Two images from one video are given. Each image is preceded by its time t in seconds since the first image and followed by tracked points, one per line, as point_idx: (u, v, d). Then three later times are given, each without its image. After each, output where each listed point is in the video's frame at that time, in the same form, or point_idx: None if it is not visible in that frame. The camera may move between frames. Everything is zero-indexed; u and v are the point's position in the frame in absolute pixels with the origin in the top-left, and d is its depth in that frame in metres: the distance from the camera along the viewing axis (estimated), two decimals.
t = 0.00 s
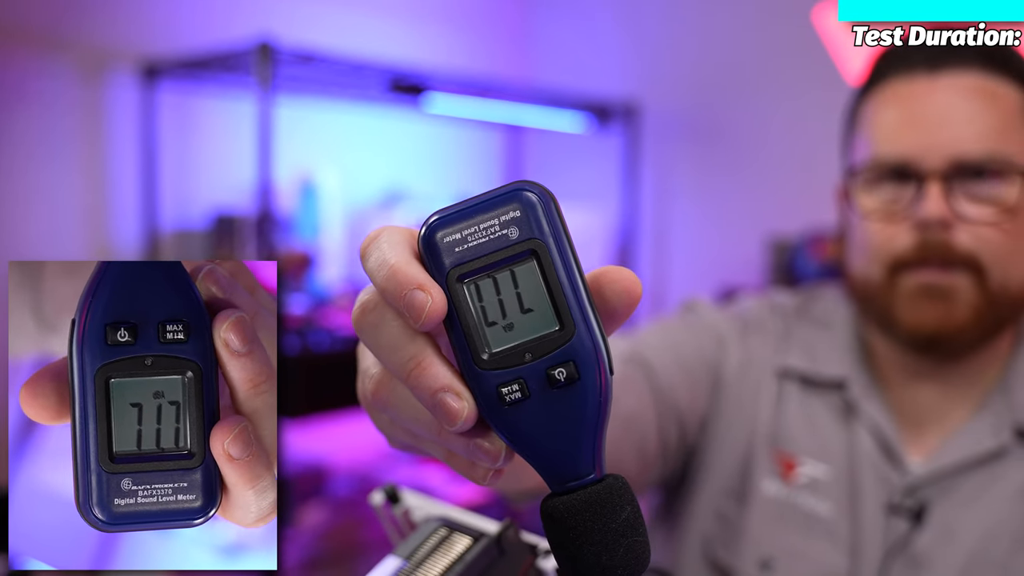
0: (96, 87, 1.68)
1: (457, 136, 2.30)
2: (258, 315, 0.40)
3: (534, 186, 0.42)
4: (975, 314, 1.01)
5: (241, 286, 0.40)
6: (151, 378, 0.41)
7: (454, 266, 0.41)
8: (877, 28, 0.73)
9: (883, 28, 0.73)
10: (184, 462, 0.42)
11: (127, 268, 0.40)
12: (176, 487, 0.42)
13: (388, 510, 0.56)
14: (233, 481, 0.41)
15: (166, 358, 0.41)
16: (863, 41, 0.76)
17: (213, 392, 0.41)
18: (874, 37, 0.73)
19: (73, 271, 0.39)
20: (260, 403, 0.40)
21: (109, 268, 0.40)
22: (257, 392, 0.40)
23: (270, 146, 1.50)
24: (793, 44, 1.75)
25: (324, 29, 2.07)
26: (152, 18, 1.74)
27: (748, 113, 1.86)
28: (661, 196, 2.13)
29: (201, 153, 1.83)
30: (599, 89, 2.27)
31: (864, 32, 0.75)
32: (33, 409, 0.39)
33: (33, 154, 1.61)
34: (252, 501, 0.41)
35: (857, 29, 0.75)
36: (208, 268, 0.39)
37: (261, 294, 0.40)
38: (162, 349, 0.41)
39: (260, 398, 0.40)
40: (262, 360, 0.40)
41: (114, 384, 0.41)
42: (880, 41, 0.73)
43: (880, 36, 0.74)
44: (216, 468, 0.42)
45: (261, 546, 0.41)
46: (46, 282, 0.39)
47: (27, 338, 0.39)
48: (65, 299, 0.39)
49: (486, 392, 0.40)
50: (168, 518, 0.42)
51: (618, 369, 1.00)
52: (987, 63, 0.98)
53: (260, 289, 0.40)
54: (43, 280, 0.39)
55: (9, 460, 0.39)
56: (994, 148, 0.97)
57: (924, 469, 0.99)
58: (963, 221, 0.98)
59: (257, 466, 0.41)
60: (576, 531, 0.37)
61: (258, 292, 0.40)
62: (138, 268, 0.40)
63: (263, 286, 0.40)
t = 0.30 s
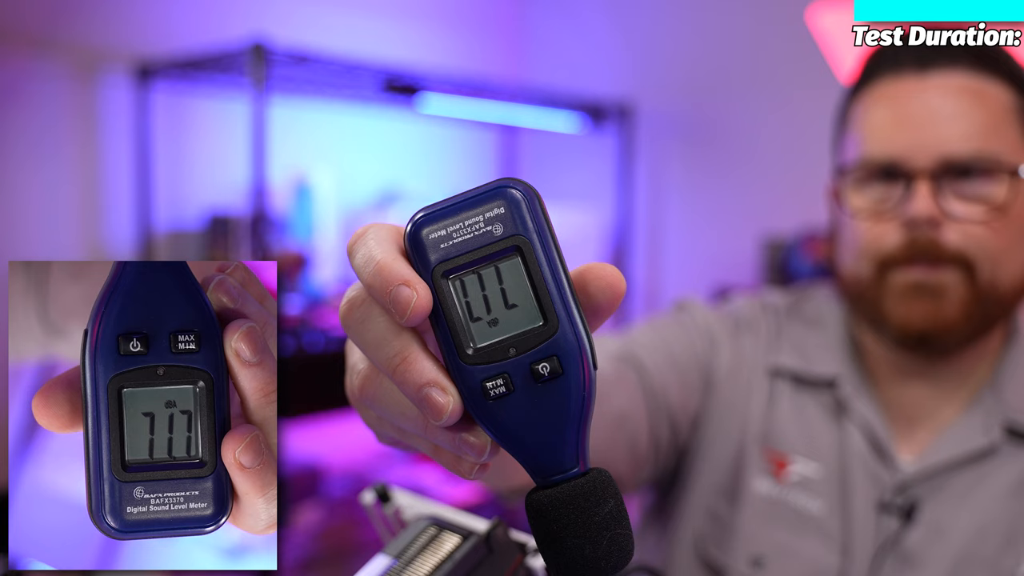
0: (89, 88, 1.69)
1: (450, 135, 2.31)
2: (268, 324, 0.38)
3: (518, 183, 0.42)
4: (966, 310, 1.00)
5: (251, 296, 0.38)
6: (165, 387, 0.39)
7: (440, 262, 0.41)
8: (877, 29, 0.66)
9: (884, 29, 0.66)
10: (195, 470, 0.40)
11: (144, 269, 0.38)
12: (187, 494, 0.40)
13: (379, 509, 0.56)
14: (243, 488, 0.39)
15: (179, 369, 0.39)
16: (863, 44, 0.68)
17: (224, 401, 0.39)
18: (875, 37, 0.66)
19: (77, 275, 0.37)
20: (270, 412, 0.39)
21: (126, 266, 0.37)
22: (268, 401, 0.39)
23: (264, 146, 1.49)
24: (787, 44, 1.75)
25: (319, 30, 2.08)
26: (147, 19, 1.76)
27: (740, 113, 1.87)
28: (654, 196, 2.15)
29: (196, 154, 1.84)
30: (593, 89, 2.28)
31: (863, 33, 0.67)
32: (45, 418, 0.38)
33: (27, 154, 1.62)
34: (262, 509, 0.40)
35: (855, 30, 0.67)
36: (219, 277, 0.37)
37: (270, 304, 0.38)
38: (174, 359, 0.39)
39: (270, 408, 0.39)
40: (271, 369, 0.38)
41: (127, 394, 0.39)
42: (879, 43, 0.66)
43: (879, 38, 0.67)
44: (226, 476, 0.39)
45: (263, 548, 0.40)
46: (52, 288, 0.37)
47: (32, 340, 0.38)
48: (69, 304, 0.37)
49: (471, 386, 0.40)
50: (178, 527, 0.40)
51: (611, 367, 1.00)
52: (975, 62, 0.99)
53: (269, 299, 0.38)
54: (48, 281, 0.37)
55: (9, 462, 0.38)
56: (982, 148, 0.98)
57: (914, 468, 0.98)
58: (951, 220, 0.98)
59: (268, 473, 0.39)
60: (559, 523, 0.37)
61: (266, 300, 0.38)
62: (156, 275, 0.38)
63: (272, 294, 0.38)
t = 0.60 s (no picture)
0: (87, 87, 1.69)
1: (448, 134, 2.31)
2: (267, 331, 0.37)
3: (516, 176, 0.42)
4: (965, 308, 1.01)
5: (250, 303, 0.37)
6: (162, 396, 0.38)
7: (438, 255, 0.41)
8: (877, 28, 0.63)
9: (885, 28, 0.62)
10: (192, 478, 0.39)
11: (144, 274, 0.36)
12: (185, 502, 0.39)
13: (377, 506, 0.56)
14: (241, 497, 0.38)
15: (177, 376, 0.38)
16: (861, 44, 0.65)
17: (222, 408, 0.38)
18: (875, 36, 0.63)
19: (74, 277, 0.36)
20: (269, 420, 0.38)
21: (126, 269, 0.36)
22: (266, 408, 0.38)
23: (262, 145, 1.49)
24: (786, 43, 1.75)
25: (317, 29, 2.08)
26: (147, 18, 1.76)
27: (738, 112, 1.87)
28: (652, 195, 2.15)
29: (196, 153, 1.84)
30: (591, 88, 2.28)
31: (863, 32, 0.63)
32: (43, 424, 0.37)
33: (27, 153, 1.62)
34: (260, 516, 0.39)
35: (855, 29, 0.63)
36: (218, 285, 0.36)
37: (270, 310, 0.37)
38: (172, 366, 0.38)
39: (269, 414, 0.38)
40: (270, 377, 0.37)
41: (125, 402, 0.38)
42: (880, 43, 0.63)
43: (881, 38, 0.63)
44: (225, 483, 0.39)
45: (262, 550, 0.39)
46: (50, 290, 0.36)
47: (32, 343, 0.37)
48: (69, 308, 0.36)
49: (469, 379, 0.40)
50: (176, 534, 0.39)
51: (610, 365, 1.00)
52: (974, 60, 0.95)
53: (269, 305, 0.37)
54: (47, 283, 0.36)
55: (9, 464, 0.37)
56: (981, 146, 0.97)
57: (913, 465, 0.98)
58: (950, 218, 0.99)
59: (266, 481, 0.38)
60: (558, 517, 0.37)
61: (266, 308, 0.37)
62: (156, 276, 0.37)
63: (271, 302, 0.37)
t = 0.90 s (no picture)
0: (87, 86, 1.68)
1: (448, 134, 2.31)
2: (262, 330, 0.37)
3: (522, 175, 0.42)
4: (966, 307, 1.00)
5: (244, 301, 0.37)
6: (154, 395, 0.37)
7: (443, 255, 0.41)
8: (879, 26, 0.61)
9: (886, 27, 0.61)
10: (186, 477, 0.38)
11: (137, 272, 0.36)
12: (179, 501, 0.38)
13: (376, 506, 0.56)
14: (235, 495, 0.38)
15: (169, 374, 0.37)
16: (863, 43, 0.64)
17: (215, 407, 0.38)
18: (875, 37, 0.62)
19: (72, 277, 0.35)
20: (264, 418, 0.37)
21: (118, 268, 0.36)
22: (260, 407, 0.38)
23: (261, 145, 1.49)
24: (786, 42, 1.74)
25: (316, 28, 2.08)
26: (146, 17, 1.75)
27: (738, 110, 1.87)
28: (652, 194, 2.15)
29: (195, 153, 1.84)
30: (591, 87, 2.28)
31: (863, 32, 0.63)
32: (37, 424, 0.36)
33: (25, 153, 1.62)
34: (254, 515, 0.38)
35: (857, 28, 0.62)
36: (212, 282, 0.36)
37: (265, 309, 0.37)
38: (166, 364, 0.37)
39: (263, 413, 0.37)
40: (266, 374, 0.37)
41: (118, 401, 0.37)
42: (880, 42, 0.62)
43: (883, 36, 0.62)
44: (219, 482, 0.38)
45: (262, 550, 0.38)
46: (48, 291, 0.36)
47: (31, 345, 0.36)
48: (66, 309, 0.36)
49: (475, 380, 0.40)
50: (169, 534, 0.39)
51: (611, 364, 1.00)
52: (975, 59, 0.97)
53: (264, 304, 0.37)
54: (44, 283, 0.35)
55: (9, 465, 0.36)
56: (984, 145, 0.97)
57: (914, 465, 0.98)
58: (952, 217, 0.98)
59: (259, 480, 0.38)
60: (564, 519, 0.37)
61: (261, 306, 0.37)
62: (149, 275, 0.36)
63: (266, 300, 0.37)
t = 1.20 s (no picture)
0: (86, 89, 1.69)
1: (446, 135, 2.32)
2: (262, 325, 0.37)
3: (519, 181, 0.42)
4: (963, 310, 1.01)
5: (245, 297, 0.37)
6: (157, 390, 0.38)
7: (440, 262, 0.41)
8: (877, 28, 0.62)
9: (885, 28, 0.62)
10: (188, 473, 0.38)
11: (138, 270, 0.36)
12: (181, 496, 0.38)
13: (375, 511, 0.56)
14: (238, 491, 0.38)
15: (171, 370, 0.37)
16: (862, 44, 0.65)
17: (217, 402, 0.38)
18: (875, 37, 0.63)
19: (74, 277, 0.36)
20: (265, 414, 0.38)
21: (119, 268, 0.36)
22: (262, 402, 0.38)
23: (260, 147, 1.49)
24: (785, 43, 1.75)
25: (315, 31, 2.09)
26: (144, 20, 1.76)
27: (736, 112, 1.87)
28: (650, 196, 2.16)
29: (194, 155, 1.84)
30: (588, 89, 2.28)
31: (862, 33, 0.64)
32: (40, 421, 0.37)
33: (24, 156, 1.62)
34: (257, 511, 0.39)
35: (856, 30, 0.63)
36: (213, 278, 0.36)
37: (265, 304, 0.37)
38: (168, 360, 0.37)
39: (264, 409, 0.38)
40: (266, 369, 0.37)
41: (120, 396, 0.38)
42: (879, 43, 0.62)
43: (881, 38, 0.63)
44: (221, 477, 0.38)
45: (262, 549, 0.39)
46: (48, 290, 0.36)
47: (30, 343, 0.36)
48: (68, 308, 0.36)
49: (473, 386, 0.40)
50: (172, 529, 0.39)
51: (609, 366, 1.00)
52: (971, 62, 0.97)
53: (264, 299, 0.37)
54: (44, 282, 0.36)
55: (9, 464, 0.37)
56: (981, 148, 0.98)
57: (912, 466, 0.98)
58: (949, 220, 0.98)
59: (263, 476, 0.38)
60: (563, 524, 0.37)
61: (261, 302, 0.37)
62: (149, 273, 0.37)
63: (266, 296, 0.37)
